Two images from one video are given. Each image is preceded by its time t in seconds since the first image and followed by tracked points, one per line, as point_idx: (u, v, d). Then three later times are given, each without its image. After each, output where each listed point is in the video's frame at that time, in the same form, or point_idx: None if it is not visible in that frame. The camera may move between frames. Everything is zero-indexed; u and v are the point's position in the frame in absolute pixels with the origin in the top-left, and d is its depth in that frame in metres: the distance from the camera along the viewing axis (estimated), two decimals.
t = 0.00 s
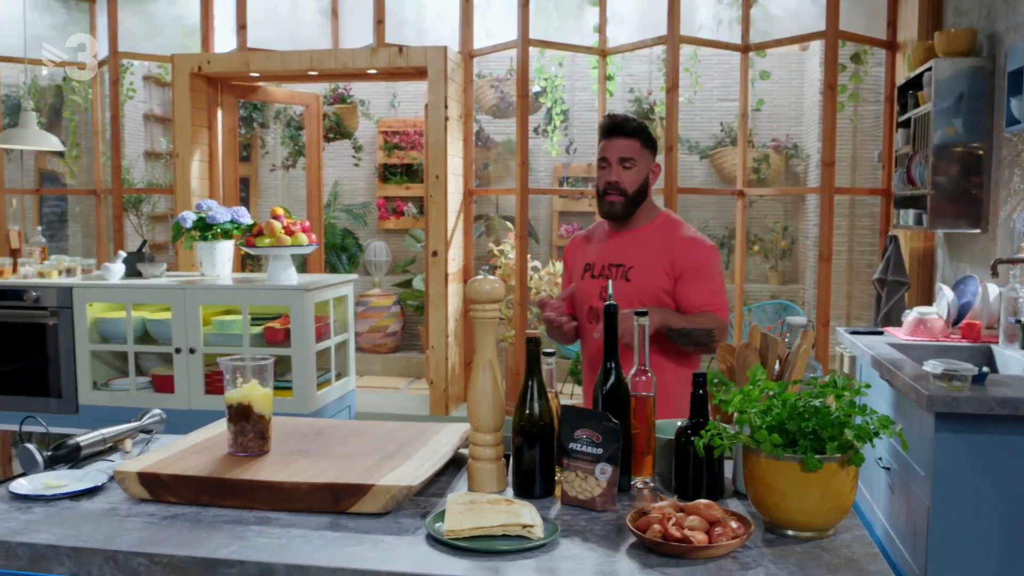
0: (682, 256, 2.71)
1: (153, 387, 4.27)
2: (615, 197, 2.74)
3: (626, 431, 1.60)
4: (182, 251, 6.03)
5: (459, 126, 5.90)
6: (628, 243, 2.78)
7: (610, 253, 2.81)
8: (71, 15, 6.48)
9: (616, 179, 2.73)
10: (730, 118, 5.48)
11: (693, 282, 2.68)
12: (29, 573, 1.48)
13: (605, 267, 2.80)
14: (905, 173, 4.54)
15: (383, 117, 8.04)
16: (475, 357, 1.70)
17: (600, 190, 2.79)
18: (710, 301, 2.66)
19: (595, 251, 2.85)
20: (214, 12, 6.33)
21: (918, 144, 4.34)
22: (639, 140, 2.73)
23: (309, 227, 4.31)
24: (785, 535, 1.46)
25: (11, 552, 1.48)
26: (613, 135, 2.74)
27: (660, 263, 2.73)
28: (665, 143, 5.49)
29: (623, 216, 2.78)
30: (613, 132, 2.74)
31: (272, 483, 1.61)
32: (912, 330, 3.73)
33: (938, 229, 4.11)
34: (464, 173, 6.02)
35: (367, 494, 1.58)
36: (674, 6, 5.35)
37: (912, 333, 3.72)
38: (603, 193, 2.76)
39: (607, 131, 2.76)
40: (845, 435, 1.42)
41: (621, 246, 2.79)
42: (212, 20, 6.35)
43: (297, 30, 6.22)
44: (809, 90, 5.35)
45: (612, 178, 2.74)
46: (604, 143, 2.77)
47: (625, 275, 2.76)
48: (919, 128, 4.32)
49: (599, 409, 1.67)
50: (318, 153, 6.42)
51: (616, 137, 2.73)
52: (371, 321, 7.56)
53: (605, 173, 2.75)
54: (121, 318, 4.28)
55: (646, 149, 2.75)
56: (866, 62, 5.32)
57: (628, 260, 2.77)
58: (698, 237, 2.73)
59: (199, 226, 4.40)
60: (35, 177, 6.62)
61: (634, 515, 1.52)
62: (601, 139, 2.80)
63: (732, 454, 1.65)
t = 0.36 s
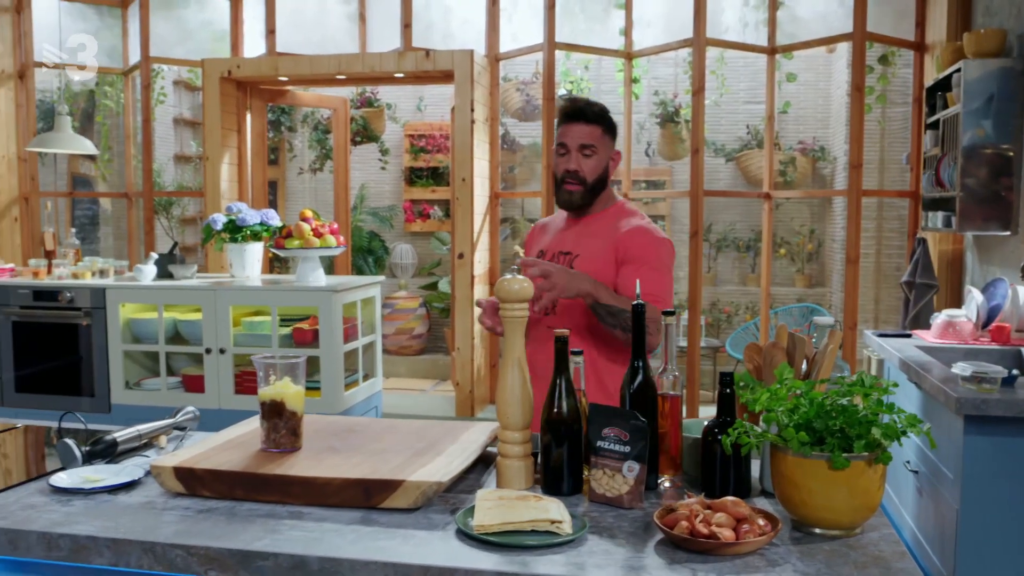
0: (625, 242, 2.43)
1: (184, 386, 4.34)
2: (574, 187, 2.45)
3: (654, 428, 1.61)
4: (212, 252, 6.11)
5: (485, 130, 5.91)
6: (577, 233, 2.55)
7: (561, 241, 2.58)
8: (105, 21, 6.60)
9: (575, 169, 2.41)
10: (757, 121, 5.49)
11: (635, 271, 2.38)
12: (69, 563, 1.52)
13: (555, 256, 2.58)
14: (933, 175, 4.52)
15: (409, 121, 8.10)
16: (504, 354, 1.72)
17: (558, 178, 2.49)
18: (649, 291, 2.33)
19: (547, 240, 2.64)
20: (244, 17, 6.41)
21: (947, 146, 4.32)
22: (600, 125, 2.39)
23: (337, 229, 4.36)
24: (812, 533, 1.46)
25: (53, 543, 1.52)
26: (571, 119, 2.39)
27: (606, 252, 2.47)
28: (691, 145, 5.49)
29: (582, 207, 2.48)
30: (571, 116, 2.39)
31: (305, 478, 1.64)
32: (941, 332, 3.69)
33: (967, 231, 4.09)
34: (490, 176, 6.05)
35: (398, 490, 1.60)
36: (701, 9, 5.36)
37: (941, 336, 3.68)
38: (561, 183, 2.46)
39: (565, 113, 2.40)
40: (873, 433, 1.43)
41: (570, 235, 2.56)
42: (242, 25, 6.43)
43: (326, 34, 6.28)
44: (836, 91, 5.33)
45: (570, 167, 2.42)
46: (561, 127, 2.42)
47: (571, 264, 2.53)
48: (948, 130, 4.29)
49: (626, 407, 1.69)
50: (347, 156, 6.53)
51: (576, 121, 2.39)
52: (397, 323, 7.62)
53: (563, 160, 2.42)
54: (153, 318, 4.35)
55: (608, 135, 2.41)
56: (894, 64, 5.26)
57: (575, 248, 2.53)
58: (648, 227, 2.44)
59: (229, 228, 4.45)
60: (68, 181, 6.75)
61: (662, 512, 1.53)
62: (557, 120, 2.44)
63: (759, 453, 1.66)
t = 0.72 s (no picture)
0: (555, 246, 2.45)
1: (215, 392, 4.39)
2: (503, 194, 2.44)
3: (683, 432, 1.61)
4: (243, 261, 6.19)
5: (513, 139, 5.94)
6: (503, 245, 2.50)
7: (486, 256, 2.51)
8: (140, 34, 6.74)
9: (506, 175, 2.41)
10: (786, 129, 5.48)
11: (565, 275, 2.42)
12: (107, 559, 1.55)
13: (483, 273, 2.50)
14: (965, 182, 4.47)
15: (437, 131, 8.17)
16: (534, 357, 1.73)
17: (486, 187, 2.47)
18: (581, 295, 2.40)
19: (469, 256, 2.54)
20: (275, 29, 6.55)
21: (979, 153, 4.28)
22: (532, 137, 2.41)
23: (367, 236, 4.40)
24: (842, 536, 1.46)
25: (91, 539, 1.55)
26: (503, 128, 2.40)
27: (537, 260, 2.46)
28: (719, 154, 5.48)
29: (510, 215, 2.47)
30: (503, 125, 2.40)
31: (337, 478, 1.66)
32: (973, 340, 3.63)
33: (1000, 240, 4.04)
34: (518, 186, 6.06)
35: (428, 490, 1.62)
36: (729, 16, 5.35)
37: (973, 344, 3.62)
38: (490, 191, 2.45)
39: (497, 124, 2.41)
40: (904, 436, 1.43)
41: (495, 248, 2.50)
42: (274, 37, 6.57)
43: (355, 44, 6.40)
44: (866, 99, 5.29)
45: (501, 174, 2.42)
46: (492, 137, 2.42)
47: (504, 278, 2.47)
48: (980, 137, 4.26)
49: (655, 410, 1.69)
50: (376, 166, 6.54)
51: (508, 131, 2.40)
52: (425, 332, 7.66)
53: (493, 167, 2.41)
54: (186, 325, 4.42)
55: (538, 147, 2.43)
56: (924, 71, 5.21)
57: (507, 261, 2.48)
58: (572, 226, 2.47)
59: (261, 236, 4.53)
60: (103, 191, 6.87)
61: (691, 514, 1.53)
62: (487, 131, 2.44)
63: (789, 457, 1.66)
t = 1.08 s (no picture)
0: (504, 225, 2.34)
1: (258, 396, 4.45)
2: (455, 183, 2.24)
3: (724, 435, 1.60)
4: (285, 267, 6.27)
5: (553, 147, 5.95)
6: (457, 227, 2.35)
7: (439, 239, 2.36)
8: (187, 45, 6.89)
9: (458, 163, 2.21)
10: (829, 136, 5.42)
11: (520, 253, 2.32)
12: (151, 555, 1.58)
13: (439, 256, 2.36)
14: (1015, 188, 4.37)
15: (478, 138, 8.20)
16: (573, 360, 1.73)
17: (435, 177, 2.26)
18: (533, 271, 2.31)
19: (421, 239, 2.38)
20: (317, 39, 6.64)
21: None
22: (483, 125, 2.22)
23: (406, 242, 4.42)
24: (888, 542, 1.43)
25: (135, 535, 1.58)
26: (454, 115, 2.20)
27: (488, 239, 2.35)
28: (760, 161, 5.44)
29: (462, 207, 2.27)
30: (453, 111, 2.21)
31: (376, 478, 1.67)
32: None
33: None
34: (558, 193, 6.08)
35: (467, 491, 1.62)
36: (770, 22, 5.30)
37: None
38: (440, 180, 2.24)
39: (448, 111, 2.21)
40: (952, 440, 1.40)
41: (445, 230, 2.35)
42: (316, 47, 6.66)
43: (397, 54, 6.44)
44: (912, 106, 5.16)
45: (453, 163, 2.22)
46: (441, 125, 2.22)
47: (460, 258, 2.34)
48: None
49: (696, 413, 1.68)
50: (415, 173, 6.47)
51: (458, 116, 2.20)
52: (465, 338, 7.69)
53: (444, 155, 2.21)
54: (229, 330, 4.48)
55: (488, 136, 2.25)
56: (972, 75, 5.06)
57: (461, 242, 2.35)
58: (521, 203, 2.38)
59: (303, 242, 4.57)
60: (150, 199, 7.01)
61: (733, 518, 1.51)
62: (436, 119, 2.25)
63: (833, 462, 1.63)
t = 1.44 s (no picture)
0: (506, 221, 2.41)
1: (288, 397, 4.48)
2: (455, 185, 2.29)
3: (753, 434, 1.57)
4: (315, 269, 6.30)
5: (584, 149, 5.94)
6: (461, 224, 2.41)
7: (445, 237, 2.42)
8: (222, 49, 6.98)
9: (456, 167, 2.26)
10: (863, 136, 5.35)
11: (521, 247, 2.39)
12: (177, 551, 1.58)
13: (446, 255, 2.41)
14: None
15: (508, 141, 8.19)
16: (599, 359, 1.72)
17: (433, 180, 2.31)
18: (538, 263, 2.38)
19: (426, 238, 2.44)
20: (349, 43, 6.68)
21: None
22: (476, 126, 2.26)
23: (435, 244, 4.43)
24: (922, 546, 1.40)
25: (162, 530, 1.59)
26: (447, 118, 2.24)
27: (492, 235, 2.41)
28: (792, 162, 5.39)
29: (464, 207, 2.33)
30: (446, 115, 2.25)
31: (402, 476, 1.67)
32: None
33: None
34: (588, 195, 6.08)
35: (492, 490, 1.61)
36: (803, 23, 5.25)
37: None
38: (440, 183, 2.30)
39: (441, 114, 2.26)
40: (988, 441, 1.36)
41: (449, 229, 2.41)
42: (348, 50, 6.70)
43: (428, 56, 6.43)
44: (949, 106, 5.05)
45: (452, 166, 2.27)
46: (435, 129, 2.27)
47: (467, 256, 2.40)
48: None
49: (724, 412, 1.66)
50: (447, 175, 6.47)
51: (452, 119, 2.24)
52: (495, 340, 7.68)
53: (441, 159, 2.26)
54: (260, 331, 4.51)
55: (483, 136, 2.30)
56: (1011, 74, 4.92)
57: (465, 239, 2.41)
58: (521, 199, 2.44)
59: (333, 243, 4.59)
60: (184, 202, 7.10)
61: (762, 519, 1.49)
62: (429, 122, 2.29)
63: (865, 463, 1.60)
